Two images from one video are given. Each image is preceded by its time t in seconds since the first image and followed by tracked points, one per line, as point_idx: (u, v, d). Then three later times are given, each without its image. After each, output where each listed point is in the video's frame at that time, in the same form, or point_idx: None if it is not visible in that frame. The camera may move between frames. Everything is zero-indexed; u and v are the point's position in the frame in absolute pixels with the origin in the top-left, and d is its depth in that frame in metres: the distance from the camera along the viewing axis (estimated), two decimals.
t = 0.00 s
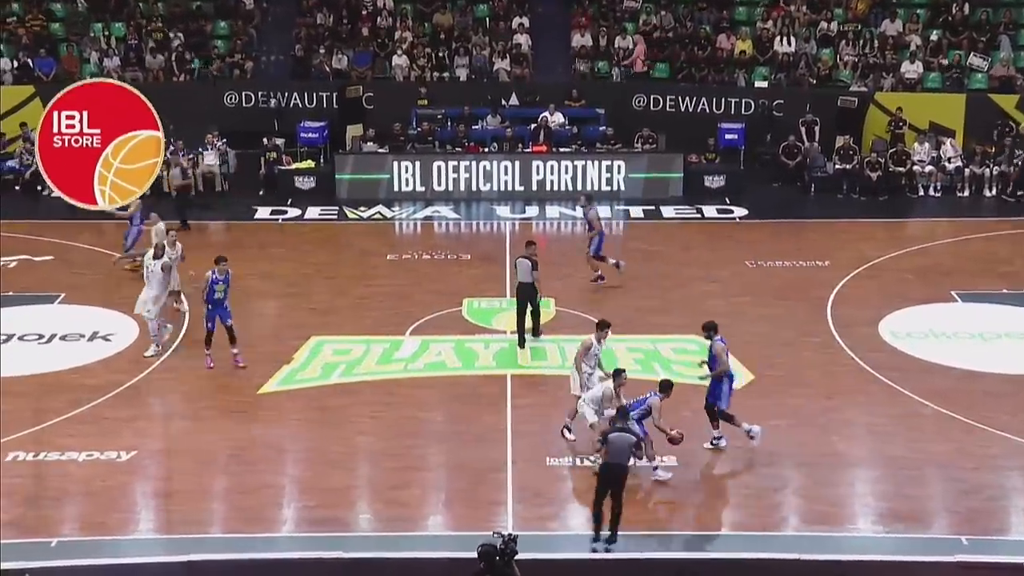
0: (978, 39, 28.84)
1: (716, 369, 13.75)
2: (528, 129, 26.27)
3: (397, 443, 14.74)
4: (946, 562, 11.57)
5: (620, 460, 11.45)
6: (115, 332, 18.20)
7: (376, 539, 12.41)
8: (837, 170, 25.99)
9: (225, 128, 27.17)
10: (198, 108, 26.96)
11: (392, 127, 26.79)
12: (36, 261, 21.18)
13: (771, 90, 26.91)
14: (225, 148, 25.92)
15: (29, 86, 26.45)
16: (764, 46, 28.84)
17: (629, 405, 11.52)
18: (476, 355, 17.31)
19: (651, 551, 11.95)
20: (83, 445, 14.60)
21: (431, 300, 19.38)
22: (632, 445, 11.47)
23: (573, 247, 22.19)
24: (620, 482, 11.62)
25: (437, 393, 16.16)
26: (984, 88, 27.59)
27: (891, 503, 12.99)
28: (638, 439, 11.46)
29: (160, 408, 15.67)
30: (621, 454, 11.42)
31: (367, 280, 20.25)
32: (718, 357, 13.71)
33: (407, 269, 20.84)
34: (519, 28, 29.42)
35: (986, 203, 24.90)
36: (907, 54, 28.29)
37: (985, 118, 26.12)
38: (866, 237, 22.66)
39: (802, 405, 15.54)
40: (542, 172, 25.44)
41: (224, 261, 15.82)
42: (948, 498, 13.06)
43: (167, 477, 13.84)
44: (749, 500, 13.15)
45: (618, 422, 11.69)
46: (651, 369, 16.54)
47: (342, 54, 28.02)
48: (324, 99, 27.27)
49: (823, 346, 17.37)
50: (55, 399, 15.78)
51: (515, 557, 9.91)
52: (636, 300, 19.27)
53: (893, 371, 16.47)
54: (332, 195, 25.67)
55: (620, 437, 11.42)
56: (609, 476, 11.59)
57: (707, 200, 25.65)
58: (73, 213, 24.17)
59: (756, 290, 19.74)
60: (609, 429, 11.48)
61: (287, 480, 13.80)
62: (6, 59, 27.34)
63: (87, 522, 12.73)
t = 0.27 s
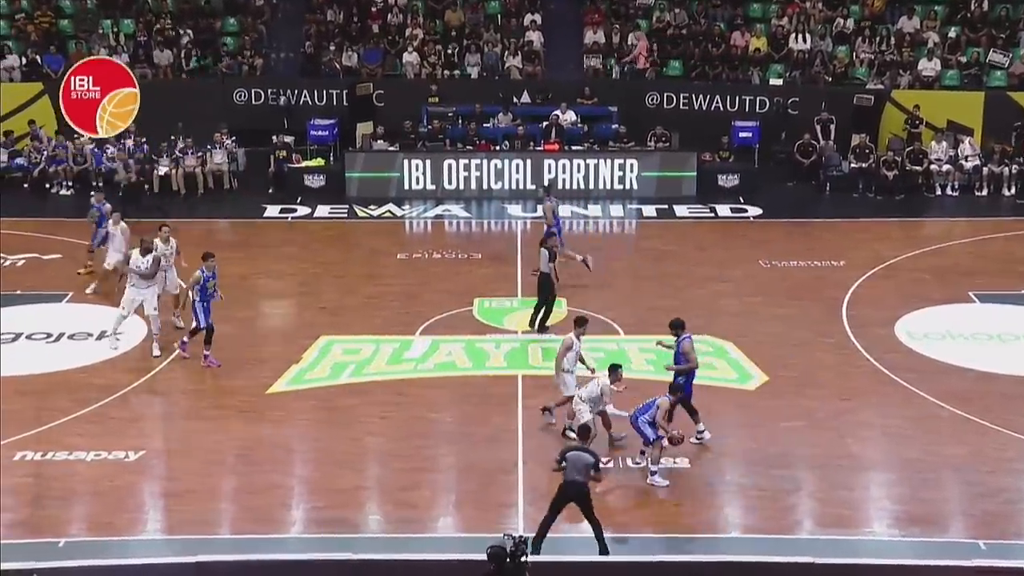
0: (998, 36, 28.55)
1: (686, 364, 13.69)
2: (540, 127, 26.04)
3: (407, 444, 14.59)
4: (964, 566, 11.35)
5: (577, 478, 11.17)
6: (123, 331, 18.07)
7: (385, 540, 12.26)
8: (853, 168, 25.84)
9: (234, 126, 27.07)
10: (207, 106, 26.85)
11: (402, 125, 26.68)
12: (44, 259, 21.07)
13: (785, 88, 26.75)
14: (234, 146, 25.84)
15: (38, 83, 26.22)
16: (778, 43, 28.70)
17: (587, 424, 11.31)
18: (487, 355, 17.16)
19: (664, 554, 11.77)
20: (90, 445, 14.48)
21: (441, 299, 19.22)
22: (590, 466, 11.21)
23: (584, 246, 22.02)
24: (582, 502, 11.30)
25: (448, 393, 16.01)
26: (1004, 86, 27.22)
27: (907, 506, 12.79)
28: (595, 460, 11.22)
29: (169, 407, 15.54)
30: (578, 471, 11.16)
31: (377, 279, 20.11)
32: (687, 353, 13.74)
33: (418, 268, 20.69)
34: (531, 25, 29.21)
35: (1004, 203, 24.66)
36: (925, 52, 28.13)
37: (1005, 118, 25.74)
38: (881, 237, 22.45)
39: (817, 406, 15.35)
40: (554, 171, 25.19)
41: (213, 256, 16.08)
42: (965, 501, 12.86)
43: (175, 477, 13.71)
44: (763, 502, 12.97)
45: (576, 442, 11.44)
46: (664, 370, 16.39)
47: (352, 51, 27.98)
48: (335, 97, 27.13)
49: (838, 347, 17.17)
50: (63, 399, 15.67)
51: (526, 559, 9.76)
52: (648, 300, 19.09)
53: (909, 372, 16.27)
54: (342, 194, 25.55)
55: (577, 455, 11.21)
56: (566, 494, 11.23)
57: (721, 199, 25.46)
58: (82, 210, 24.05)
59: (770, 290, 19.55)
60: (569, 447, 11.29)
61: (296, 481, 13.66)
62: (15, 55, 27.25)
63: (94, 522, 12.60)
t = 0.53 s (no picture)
0: (1013, 34, 28.48)
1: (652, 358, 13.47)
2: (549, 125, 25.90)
3: (415, 445, 14.45)
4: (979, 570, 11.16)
5: (547, 467, 11.22)
6: (129, 331, 17.95)
7: (393, 542, 12.12)
8: (865, 167, 25.63)
9: (241, 124, 26.98)
10: (215, 104, 26.76)
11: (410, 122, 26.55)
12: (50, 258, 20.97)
13: (797, 86, 26.61)
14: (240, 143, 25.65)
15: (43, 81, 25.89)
16: (791, 41, 28.52)
17: (553, 411, 11.28)
18: (495, 355, 17.02)
19: (674, 556, 11.61)
20: (96, 445, 14.37)
21: (450, 298, 19.09)
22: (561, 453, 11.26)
23: (594, 245, 21.87)
24: (549, 489, 11.36)
25: (456, 393, 15.87)
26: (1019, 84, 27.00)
27: (921, 509, 12.62)
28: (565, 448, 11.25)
29: (175, 407, 15.43)
30: (548, 461, 11.19)
31: (385, 278, 19.98)
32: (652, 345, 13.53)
33: (426, 268, 20.56)
34: (541, 22, 29.10)
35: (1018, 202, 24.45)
36: (939, 49, 27.90)
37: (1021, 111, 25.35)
38: (894, 236, 22.27)
39: (830, 407, 15.19)
40: (564, 169, 25.10)
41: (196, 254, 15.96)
42: (980, 503, 12.69)
43: (181, 477, 13.59)
44: (774, 504, 12.80)
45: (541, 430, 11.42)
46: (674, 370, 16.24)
47: (360, 48, 27.79)
48: (343, 94, 26.93)
49: (850, 347, 17.00)
50: (68, 399, 15.56)
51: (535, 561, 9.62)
52: (658, 300, 18.94)
53: (923, 373, 16.10)
54: (350, 192, 25.43)
55: (546, 445, 11.22)
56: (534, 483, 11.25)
57: (731, 198, 25.29)
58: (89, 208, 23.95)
59: (781, 290, 19.39)
60: (536, 435, 11.29)
61: (303, 481, 13.53)
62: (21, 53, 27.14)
63: (100, 523, 12.49)
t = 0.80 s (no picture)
0: None
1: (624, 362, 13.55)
2: (557, 124, 25.77)
3: (422, 446, 14.33)
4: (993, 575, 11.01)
5: (526, 477, 11.12)
6: (135, 330, 17.84)
7: (400, 543, 12.00)
8: (877, 167, 25.37)
9: (247, 122, 26.87)
10: (222, 104, 26.64)
11: (418, 121, 26.43)
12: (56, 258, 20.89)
13: (808, 85, 26.43)
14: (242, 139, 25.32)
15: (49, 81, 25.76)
16: (801, 40, 28.35)
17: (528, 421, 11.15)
18: (503, 356, 16.90)
19: (683, 559, 11.47)
20: (102, 445, 14.28)
21: (457, 299, 18.97)
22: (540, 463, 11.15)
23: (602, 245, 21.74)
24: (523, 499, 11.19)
25: (464, 395, 15.75)
26: None
27: (933, 512, 12.47)
28: (544, 458, 11.12)
29: (181, 408, 15.32)
30: (525, 471, 11.08)
31: (393, 278, 19.87)
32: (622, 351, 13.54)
33: (433, 268, 20.45)
34: (549, 21, 28.99)
35: None
36: (953, 48, 27.73)
37: None
38: (905, 236, 22.11)
39: (841, 409, 15.05)
40: (572, 168, 24.97)
41: (185, 249, 15.92)
42: (993, 507, 12.53)
43: (187, 478, 13.49)
44: (784, 507, 12.67)
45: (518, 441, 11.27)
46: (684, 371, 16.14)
47: (368, 47, 27.66)
48: (349, 93, 26.79)
49: (861, 349, 16.85)
50: (73, 399, 15.46)
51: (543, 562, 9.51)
52: (667, 301, 18.82)
53: (935, 375, 15.95)
54: (356, 191, 25.31)
55: (523, 456, 11.11)
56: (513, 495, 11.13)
57: (741, 198, 25.15)
58: (95, 208, 23.85)
59: (791, 291, 19.24)
60: (513, 446, 11.18)
61: (309, 483, 13.42)
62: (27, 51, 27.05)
63: (105, 524, 12.39)
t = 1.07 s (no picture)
0: None
1: (602, 350, 13.63)
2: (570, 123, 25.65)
3: (434, 448, 14.21)
4: None
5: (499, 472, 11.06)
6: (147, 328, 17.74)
7: (411, 546, 11.88)
8: (895, 167, 25.20)
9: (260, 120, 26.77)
10: (233, 102, 26.48)
11: (431, 120, 26.27)
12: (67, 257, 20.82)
13: (824, 84, 26.30)
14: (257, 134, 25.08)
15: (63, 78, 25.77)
16: (819, 38, 28.20)
17: (498, 416, 11.07)
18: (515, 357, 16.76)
19: (697, 563, 11.31)
20: (112, 445, 14.19)
21: (470, 299, 18.84)
22: (511, 457, 11.15)
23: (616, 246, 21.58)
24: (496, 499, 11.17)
25: (476, 396, 15.62)
26: None
27: (951, 517, 12.27)
28: (514, 452, 11.12)
29: (191, 408, 15.23)
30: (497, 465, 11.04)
31: (405, 278, 19.75)
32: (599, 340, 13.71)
33: (446, 268, 20.33)
34: (563, 19, 28.77)
35: None
36: (973, 46, 27.48)
37: None
38: (923, 237, 21.89)
39: (857, 412, 14.87)
40: (585, 168, 24.82)
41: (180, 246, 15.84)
42: (1012, 513, 12.34)
43: (197, 479, 13.39)
44: (800, 511, 12.49)
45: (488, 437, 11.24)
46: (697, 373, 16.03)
47: (380, 44, 27.62)
48: (361, 91, 26.73)
49: (878, 351, 16.66)
50: (84, 398, 15.39)
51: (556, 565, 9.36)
52: (681, 301, 18.66)
53: (953, 378, 15.75)
54: (369, 190, 25.22)
55: (495, 451, 11.08)
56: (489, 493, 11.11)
57: (757, 198, 24.95)
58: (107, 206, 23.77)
59: (807, 292, 19.06)
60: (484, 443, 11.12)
61: (319, 484, 13.30)
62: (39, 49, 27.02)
63: (115, 525, 12.30)
